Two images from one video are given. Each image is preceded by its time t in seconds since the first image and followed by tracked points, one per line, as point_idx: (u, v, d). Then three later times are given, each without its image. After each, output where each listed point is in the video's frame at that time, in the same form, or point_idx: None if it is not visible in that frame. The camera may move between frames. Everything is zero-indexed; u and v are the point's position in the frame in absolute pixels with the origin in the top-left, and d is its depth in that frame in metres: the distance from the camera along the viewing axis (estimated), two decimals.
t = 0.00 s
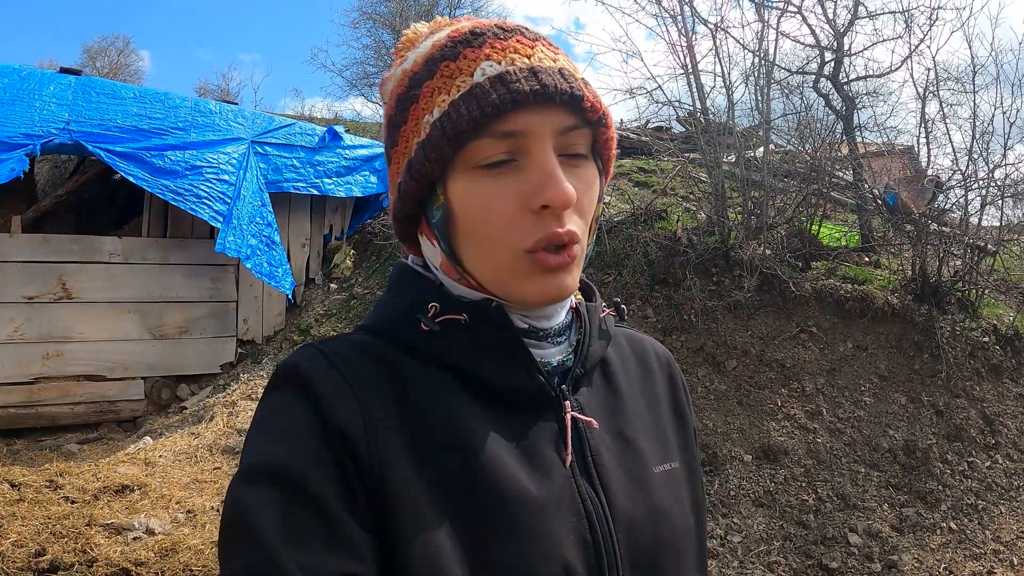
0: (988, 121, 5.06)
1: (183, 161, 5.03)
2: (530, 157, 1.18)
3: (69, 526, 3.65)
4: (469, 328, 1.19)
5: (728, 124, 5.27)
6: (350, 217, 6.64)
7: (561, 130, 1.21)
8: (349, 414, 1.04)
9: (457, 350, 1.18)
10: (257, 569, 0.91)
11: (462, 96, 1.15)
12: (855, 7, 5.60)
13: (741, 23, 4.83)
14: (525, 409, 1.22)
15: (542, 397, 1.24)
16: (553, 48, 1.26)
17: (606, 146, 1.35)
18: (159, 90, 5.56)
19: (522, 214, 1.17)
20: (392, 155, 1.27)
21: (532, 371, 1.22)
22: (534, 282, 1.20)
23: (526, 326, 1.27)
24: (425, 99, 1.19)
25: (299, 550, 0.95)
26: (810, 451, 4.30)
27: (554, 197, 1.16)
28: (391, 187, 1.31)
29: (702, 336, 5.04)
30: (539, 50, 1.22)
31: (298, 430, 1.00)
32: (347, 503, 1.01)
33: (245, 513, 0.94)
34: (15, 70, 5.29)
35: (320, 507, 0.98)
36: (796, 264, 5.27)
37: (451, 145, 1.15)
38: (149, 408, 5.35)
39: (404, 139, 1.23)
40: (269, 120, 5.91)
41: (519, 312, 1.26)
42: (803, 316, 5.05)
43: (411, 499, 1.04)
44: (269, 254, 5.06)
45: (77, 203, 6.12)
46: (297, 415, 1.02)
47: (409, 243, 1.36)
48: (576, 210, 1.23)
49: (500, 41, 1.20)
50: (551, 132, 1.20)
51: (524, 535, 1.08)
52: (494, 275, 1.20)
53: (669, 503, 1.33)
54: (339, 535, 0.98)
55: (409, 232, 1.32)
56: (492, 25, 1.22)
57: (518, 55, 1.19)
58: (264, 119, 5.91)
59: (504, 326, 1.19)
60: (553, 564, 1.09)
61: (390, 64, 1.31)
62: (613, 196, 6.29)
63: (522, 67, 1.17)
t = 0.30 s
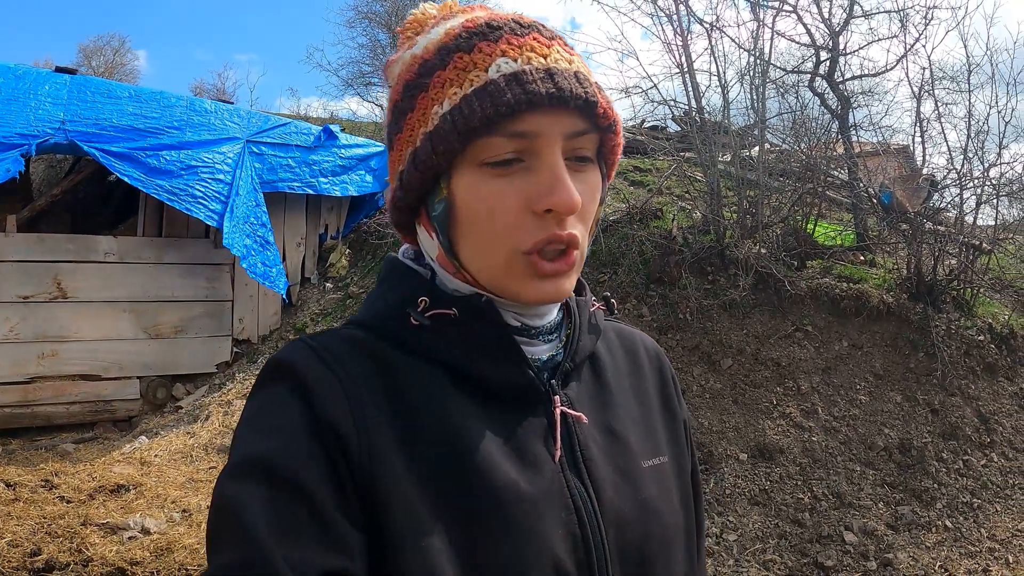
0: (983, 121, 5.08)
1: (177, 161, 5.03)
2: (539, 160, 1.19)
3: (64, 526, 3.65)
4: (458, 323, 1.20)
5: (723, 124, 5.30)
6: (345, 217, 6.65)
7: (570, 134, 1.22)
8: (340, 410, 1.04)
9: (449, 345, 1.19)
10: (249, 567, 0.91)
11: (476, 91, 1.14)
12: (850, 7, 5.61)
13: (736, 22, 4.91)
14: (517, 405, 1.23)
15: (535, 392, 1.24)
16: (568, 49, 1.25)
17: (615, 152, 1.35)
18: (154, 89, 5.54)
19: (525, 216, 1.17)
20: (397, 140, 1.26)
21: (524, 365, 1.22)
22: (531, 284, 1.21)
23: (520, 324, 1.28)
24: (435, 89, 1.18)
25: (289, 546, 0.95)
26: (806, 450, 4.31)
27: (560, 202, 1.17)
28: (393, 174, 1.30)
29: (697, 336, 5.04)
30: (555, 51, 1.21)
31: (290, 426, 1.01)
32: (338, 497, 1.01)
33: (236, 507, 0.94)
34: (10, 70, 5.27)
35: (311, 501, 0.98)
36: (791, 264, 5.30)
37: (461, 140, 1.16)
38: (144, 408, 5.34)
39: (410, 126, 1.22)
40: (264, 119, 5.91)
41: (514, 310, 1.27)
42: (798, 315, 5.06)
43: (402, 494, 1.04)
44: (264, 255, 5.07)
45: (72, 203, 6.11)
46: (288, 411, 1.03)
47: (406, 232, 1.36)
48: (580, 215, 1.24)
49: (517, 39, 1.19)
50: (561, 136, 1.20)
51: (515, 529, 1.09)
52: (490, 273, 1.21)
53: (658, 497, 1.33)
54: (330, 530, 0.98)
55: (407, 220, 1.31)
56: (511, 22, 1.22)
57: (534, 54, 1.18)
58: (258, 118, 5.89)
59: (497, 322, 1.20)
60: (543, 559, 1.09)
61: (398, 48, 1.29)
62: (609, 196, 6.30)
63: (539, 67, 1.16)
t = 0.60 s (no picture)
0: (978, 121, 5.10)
1: (173, 164, 5.03)
2: (567, 163, 1.18)
3: (60, 530, 3.64)
4: (467, 321, 1.19)
5: (719, 126, 5.32)
6: (341, 219, 6.66)
7: (599, 140, 1.22)
8: (351, 408, 1.03)
9: (459, 344, 1.18)
10: (255, 563, 0.90)
11: (513, 89, 1.13)
12: (845, 8, 5.64)
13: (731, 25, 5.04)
14: (525, 402, 1.22)
15: (541, 390, 1.24)
16: (603, 56, 1.25)
17: (638, 160, 1.36)
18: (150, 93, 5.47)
19: (550, 217, 1.17)
20: (422, 131, 1.24)
21: (530, 363, 1.21)
22: (549, 286, 1.20)
23: (531, 325, 1.27)
24: (470, 84, 1.16)
25: (296, 541, 0.94)
26: (804, 451, 4.31)
27: (586, 205, 1.17)
28: (415, 165, 1.28)
29: (693, 337, 5.05)
30: (592, 56, 1.21)
31: (299, 424, 0.99)
32: (346, 495, 1.00)
33: (239, 502, 0.93)
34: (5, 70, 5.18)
35: (318, 498, 0.96)
36: (787, 265, 5.30)
37: (493, 136, 1.14)
38: (140, 411, 5.32)
39: (438, 118, 1.20)
40: (260, 121, 5.90)
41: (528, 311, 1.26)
42: (795, 316, 5.07)
43: (411, 493, 1.03)
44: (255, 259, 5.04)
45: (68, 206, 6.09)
46: (297, 409, 1.01)
47: (422, 225, 1.34)
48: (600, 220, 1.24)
49: (555, 40, 1.18)
50: (590, 140, 1.20)
51: (523, 527, 1.09)
52: (508, 272, 1.20)
53: (663, 495, 1.34)
54: (338, 528, 0.97)
55: (427, 212, 1.30)
56: (545, 23, 1.21)
57: (572, 58, 1.17)
58: (254, 121, 5.89)
59: (506, 322, 1.20)
60: (551, 556, 1.09)
61: (427, 37, 1.27)
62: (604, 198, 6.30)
63: (577, 72, 1.16)
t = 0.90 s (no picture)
0: (970, 121, 5.12)
1: (165, 167, 5.03)
2: (505, 140, 1.18)
3: (53, 535, 3.62)
4: (478, 313, 1.17)
5: (712, 127, 5.36)
6: (334, 222, 6.68)
7: (539, 119, 1.18)
8: (363, 398, 1.00)
9: (470, 336, 1.16)
10: (256, 554, 0.87)
11: (457, 78, 1.22)
12: (837, 9, 5.66)
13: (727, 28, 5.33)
14: (535, 396, 1.21)
15: (549, 382, 1.22)
16: (572, 46, 1.24)
17: (620, 154, 1.28)
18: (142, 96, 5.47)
19: (484, 192, 1.17)
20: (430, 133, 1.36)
21: (540, 355, 1.21)
22: (485, 265, 1.18)
23: (534, 320, 1.27)
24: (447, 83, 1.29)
25: (301, 534, 0.90)
26: (799, 451, 4.32)
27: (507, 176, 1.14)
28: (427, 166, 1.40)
29: (688, 338, 5.05)
30: (547, 44, 1.21)
31: (309, 410, 0.96)
32: (354, 486, 0.96)
33: (244, 493, 0.90)
34: None
35: (324, 487, 0.93)
36: (781, 265, 5.32)
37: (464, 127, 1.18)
38: (133, 416, 5.31)
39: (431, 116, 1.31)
40: (253, 125, 5.92)
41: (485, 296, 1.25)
42: (789, 317, 5.08)
43: (424, 484, 1.00)
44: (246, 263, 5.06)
45: (60, 210, 6.07)
46: (308, 396, 0.98)
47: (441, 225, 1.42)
48: (542, 201, 1.18)
49: (513, 33, 1.23)
50: (527, 118, 1.17)
51: (536, 520, 1.06)
52: (458, 252, 1.21)
53: (668, 491, 1.31)
54: (346, 520, 0.93)
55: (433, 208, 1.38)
56: (528, 23, 1.25)
57: (520, 45, 1.19)
58: (247, 124, 5.90)
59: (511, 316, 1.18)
60: (561, 550, 1.07)
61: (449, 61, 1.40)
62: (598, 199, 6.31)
63: (513, 55, 1.17)
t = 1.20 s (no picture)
0: (959, 119, 5.15)
1: (157, 168, 5.05)
2: (491, 124, 1.20)
3: (45, 534, 3.65)
4: (480, 284, 1.20)
5: (701, 127, 5.41)
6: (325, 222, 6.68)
7: (522, 104, 1.19)
8: (372, 357, 1.02)
9: (472, 303, 1.17)
10: (269, 500, 0.88)
11: (445, 69, 1.24)
12: (826, 8, 5.69)
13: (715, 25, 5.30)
14: (536, 364, 1.22)
15: (545, 350, 1.23)
16: (555, 35, 1.24)
17: (603, 134, 1.27)
18: (133, 95, 5.47)
19: (471, 174, 1.19)
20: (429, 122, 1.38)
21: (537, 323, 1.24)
22: (473, 243, 1.20)
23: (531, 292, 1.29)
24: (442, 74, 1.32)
25: (308, 484, 0.92)
26: (789, 447, 4.34)
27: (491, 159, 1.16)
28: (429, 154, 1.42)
29: (678, 336, 5.07)
30: (530, 34, 1.21)
31: (320, 368, 0.98)
32: (359, 442, 0.98)
33: (257, 442, 0.91)
34: None
35: (331, 439, 0.95)
36: (771, 263, 5.36)
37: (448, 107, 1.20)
38: (125, 416, 5.33)
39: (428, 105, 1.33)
40: (244, 124, 5.92)
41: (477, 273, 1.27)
42: (779, 314, 5.11)
43: (430, 439, 1.02)
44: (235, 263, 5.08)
45: (52, 211, 6.09)
46: (319, 356, 1.00)
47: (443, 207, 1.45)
48: (526, 182, 1.20)
49: (498, 25, 1.24)
50: (509, 104, 1.19)
51: (537, 477, 1.08)
52: (453, 231, 1.24)
53: (659, 462, 1.30)
54: (352, 470, 0.95)
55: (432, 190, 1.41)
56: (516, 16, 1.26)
57: (502, 37, 1.21)
58: (238, 124, 5.90)
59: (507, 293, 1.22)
60: (557, 512, 1.08)
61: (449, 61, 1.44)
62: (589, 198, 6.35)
63: (495, 45, 1.19)
